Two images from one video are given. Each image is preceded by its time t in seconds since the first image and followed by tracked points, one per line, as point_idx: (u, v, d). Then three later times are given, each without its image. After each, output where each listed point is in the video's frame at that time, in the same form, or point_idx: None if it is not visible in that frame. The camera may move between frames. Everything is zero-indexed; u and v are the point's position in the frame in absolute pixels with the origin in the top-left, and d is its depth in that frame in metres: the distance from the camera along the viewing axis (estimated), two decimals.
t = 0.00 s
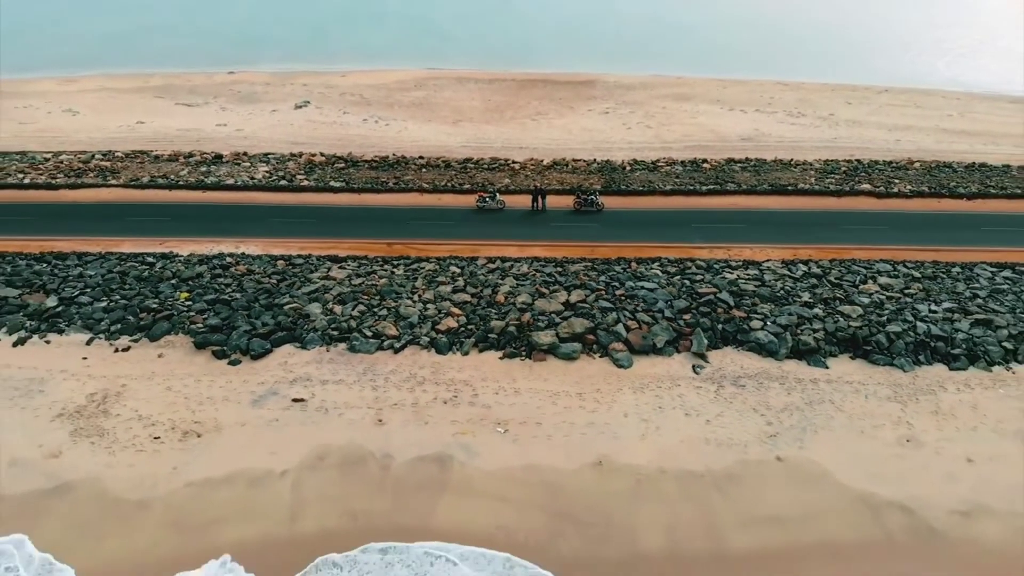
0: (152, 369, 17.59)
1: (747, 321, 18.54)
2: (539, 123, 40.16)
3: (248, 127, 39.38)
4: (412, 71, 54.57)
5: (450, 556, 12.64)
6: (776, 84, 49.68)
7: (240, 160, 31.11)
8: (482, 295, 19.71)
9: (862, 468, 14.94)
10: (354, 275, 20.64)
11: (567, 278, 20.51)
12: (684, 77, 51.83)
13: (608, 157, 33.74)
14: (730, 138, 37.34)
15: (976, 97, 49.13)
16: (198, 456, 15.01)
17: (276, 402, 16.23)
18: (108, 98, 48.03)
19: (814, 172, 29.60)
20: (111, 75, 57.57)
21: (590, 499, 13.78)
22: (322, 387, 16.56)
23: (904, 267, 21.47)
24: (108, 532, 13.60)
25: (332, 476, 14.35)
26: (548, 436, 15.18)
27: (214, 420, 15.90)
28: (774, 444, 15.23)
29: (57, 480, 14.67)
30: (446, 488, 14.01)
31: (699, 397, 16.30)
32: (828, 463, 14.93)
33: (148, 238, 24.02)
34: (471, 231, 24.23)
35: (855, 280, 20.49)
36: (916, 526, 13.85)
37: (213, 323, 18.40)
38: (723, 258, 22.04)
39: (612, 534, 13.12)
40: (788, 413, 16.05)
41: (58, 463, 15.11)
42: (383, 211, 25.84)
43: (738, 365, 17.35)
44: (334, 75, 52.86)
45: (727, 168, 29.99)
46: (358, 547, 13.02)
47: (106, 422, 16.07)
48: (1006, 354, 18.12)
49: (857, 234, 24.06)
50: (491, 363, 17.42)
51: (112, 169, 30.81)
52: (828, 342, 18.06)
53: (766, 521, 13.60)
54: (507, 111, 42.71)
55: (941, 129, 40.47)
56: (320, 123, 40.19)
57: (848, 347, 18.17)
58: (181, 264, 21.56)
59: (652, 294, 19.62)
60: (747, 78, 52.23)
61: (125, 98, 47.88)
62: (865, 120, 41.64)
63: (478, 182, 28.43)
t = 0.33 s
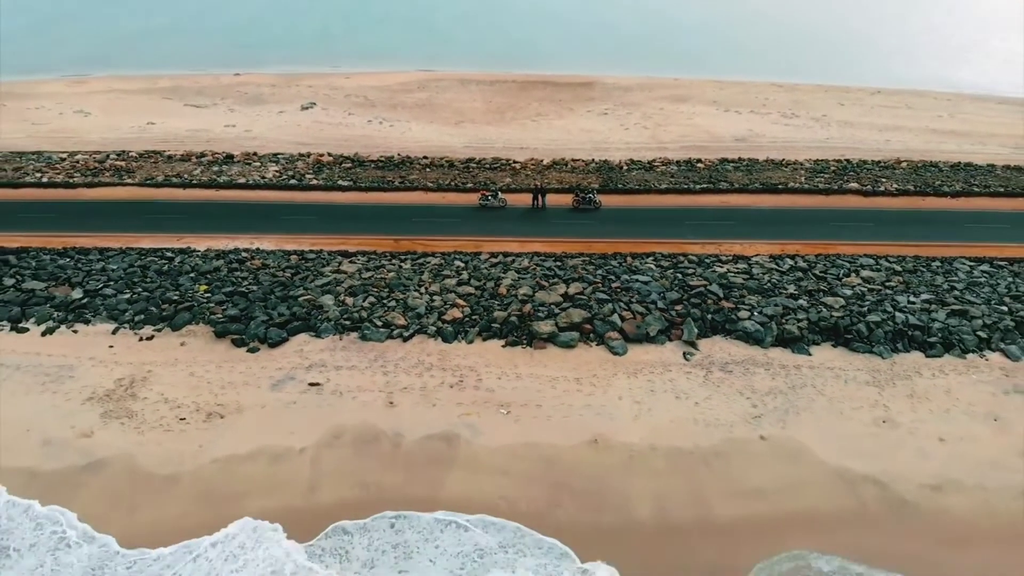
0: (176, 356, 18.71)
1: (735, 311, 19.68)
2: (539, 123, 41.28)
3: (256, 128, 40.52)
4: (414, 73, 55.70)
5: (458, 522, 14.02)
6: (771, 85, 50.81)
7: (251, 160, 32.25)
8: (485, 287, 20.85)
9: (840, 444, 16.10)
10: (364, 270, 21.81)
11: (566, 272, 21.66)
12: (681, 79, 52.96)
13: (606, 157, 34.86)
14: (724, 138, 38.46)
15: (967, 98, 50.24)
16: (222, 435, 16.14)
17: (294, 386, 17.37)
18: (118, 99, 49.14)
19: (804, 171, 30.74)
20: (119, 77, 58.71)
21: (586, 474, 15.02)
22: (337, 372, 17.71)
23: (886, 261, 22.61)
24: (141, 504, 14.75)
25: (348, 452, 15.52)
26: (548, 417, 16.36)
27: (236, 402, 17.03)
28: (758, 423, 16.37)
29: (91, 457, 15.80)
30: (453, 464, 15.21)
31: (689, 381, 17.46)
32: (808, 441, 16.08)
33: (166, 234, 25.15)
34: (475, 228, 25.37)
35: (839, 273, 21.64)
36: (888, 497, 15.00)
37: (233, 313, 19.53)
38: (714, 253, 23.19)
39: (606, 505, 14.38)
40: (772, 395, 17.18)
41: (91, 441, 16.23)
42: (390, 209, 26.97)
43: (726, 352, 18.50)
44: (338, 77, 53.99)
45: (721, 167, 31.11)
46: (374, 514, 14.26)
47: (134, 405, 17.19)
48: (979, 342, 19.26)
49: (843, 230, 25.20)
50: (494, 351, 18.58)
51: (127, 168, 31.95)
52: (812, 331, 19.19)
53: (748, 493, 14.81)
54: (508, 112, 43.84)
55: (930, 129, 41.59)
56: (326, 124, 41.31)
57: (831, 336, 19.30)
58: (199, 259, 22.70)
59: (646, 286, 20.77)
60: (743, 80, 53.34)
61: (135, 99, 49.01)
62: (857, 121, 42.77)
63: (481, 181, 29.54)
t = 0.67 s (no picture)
0: (196, 344, 19.84)
1: (725, 303, 20.85)
2: (539, 124, 42.41)
3: (264, 129, 41.67)
4: (416, 74, 56.79)
5: (465, 496, 15.23)
6: (766, 86, 51.92)
7: (260, 160, 33.39)
8: (488, 281, 22.00)
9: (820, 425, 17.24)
10: (373, 264, 22.97)
11: (564, 266, 22.83)
12: (678, 80, 54.09)
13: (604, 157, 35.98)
14: (719, 139, 39.56)
15: (958, 99, 51.29)
16: (243, 416, 17.28)
17: (309, 371, 18.52)
18: (127, 101, 50.24)
19: (795, 170, 31.87)
20: (127, 78, 59.85)
21: (583, 452, 16.20)
22: (349, 359, 18.87)
23: (870, 256, 23.76)
24: (169, 479, 15.87)
25: (362, 431, 16.68)
26: (547, 401, 17.57)
27: (255, 386, 18.17)
28: (744, 406, 17.50)
29: (121, 437, 16.93)
30: (459, 443, 16.39)
31: (680, 368, 18.63)
32: (790, 422, 17.20)
33: (182, 230, 26.31)
34: (478, 225, 26.51)
35: (824, 267, 22.80)
36: (864, 473, 16.12)
37: (250, 304, 20.68)
38: (706, 249, 24.37)
39: (602, 480, 15.55)
40: (758, 380, 18.33)
41: (119, 423, 17.35)
42: (396, 207, 28.11)
43: (715, 341, 19.66)
44: (342, 78, 55.08)
45: (714, 167, 32.24)
46: (386, 488, 15.46)
47: (158, 389, 18.31)
48: (956, 332, 20.40)
49: (830, 227, 26.37)
50: (497, 340, 19.74)
51: (142, 168, 33.09)
52: (797, 321, 20.33)
53: (733, 469, 15.95)
54: (509, 114, 44.95)
55: (920, 130, 42.70)
56: (331, 125, 42.44)
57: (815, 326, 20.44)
58: (215, 254, 23.85)
59: (640, 280, 21.94)
60: (739, 81, 54.44)
61: (144, 100, 50.13)
62: (849, 122, 43.88)
63: (483, 180, 30.67)
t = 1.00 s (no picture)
0: (215, 333, 20.99)
1: (715, 296, 22.03)
2: (540, 125, 43.57)
3: (272, 130, 42.85)
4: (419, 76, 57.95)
5: (471, 475, 16.35)
6: (762, 88, 53.07)
7: (270, 160, 34.55)
8: (491, 275, 23.19)
9: (803, 407, 18.41)
10: (382, 260, 24.19)
11: (564, 261, 24.02)
12: (676, 81, 55.25)
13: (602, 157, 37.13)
14: (715, 140, 40.71)
15: (950, 100, 52.38)
16: (262, 399, 18.43)
17: (322, 359, 19.69)
18: (137, 102, 51.41)
19: (786, 170, 33.01)
20: (135, 79, 61.07)
21: (580, 433, 17.42)
22: (361, 348, 20.06)
23: (855, 252, 24.92)
24: (195, 457, 17.03)
25: (374, 414, 17.87)
26: (547, 386, 18.78)
27: (272, 372, 19.32)
28: (732, 391, 18.69)
29: (147, 419, 18.07)
30: (465, 425, 17.58)
31: (672, 356, 19.82)
32: (774, 406, 18.35)
33: (197, 227, 27.48)
34: (481, 222, 27.68)
35: (810, 262, 23.99)
36: (843, 452, 17.27)
37: (266, 296, 21.85)
38: (699, 245, 25.55)
39: (598, 458, 16.75)
40: (745, 367, 19.50)
41: (145, 406, 18.50)
42: (402, 205, 29.28)
43: (705, 331, 20.84)
44: (347, 80, 56.25)
45: (709, 167, 33.39)
46: (396, 467, 16.60)
47: (181, 375, 19.46)
48: (934, 323, 21.53)
49: (818, 224, 27.54)
50: (499, 330, 20.92)
51: (155, 167, 34.24)
52: (783, 312, 21.49)
53: (720, 448, 17.15)
54: (510, 114, 46.10)
55: (911, 131, 43.84)
56: (337, 126, 43.60)
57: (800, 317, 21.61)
58: (231, 250, 25.00)
59: (635, 274, 23.13)
60: (735, 82, 55.58)
61: (153, 101, 51.32)
62: (842, 123, 45.03)
63: (485, 179, 31.82)
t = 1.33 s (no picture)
0: (232, 324, 22.14)
1: (706, 289, 23.21)
2: (540, 126, 44.69)
3: (279, 131, 44.01)
4: (422, 77, 59.05)
5: (479, 455, 17.68)
6: (758, 89, 54.22)
7: (279, 160, 35.68)
8: (494, 269, 24.38)
9: (789, 392, 19.56)
10: (389, 255, 25.38)
11: (563, 256, 25.19)
12: (673, 83, 56.38)
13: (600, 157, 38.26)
14: (710, 140, 41.81)
15: (942, 101, 53.47)
16: (279, 385, 19.60)
17: (335, 348, 20.89)
18: (146, 103, 52.47)
19: (778, 169, 34.15)
20: (143, 81, 62.27)
21: (578, 416, 18.67)
22: (371, 338, 21.28)
23: (841, 247, 26.10)
24: (217, 438, 18.19)
25: (385, 399, 19.09)
26: (547, 373, 19.99)
27: (288, 359, 20.50)
28: (722, 377, 19.87)
29: (171, 403, 19.20)
30: (471, 409, 18.80)
31: (664, 345, 21.02)
32: (761, 390, 19.51)
33: (211, 225, 28.65)
34: (483, 219, 28.84)
35: (798, 258, 25.18)
36: (826, 434, 18.38)
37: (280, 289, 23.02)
38: (692, 241, 26.73)
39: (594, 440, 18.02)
40: (734, 355, 20.68)
41: (168, 391, 19.62)
42: (408, 203, 30.45)
43: (697, 322, 22.03)
44: (351, 81, 57.35)
45: (704, 166, 34.53)
46: (408, 447, 17.87)
47: (201, 362, 20.61)
48: (915, 314, 22.68)
49: (808, 222, 28.73)
50: (502, 321, 22.12)
51: (168, 167, 35.38)
52: (771, 303, 22.64)
53: (711, 431, 18.31)
54: (511, 115, 47.24)
55: (902, 131, 44.99)
56: (343, 127, 44.75)
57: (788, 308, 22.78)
58: (245, 246, 26.17)
59: (631, 268, 24.30)
60: (732, 83, 56.65)
61: (161, 102, 52.38)
62: (835, 123, 46.18)
63: (487, 178, 32.97)
